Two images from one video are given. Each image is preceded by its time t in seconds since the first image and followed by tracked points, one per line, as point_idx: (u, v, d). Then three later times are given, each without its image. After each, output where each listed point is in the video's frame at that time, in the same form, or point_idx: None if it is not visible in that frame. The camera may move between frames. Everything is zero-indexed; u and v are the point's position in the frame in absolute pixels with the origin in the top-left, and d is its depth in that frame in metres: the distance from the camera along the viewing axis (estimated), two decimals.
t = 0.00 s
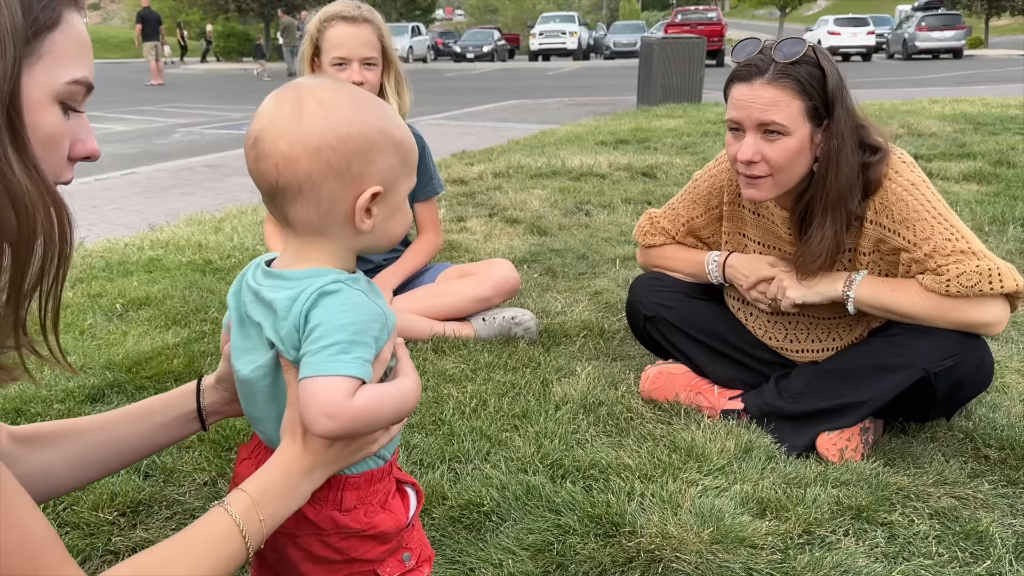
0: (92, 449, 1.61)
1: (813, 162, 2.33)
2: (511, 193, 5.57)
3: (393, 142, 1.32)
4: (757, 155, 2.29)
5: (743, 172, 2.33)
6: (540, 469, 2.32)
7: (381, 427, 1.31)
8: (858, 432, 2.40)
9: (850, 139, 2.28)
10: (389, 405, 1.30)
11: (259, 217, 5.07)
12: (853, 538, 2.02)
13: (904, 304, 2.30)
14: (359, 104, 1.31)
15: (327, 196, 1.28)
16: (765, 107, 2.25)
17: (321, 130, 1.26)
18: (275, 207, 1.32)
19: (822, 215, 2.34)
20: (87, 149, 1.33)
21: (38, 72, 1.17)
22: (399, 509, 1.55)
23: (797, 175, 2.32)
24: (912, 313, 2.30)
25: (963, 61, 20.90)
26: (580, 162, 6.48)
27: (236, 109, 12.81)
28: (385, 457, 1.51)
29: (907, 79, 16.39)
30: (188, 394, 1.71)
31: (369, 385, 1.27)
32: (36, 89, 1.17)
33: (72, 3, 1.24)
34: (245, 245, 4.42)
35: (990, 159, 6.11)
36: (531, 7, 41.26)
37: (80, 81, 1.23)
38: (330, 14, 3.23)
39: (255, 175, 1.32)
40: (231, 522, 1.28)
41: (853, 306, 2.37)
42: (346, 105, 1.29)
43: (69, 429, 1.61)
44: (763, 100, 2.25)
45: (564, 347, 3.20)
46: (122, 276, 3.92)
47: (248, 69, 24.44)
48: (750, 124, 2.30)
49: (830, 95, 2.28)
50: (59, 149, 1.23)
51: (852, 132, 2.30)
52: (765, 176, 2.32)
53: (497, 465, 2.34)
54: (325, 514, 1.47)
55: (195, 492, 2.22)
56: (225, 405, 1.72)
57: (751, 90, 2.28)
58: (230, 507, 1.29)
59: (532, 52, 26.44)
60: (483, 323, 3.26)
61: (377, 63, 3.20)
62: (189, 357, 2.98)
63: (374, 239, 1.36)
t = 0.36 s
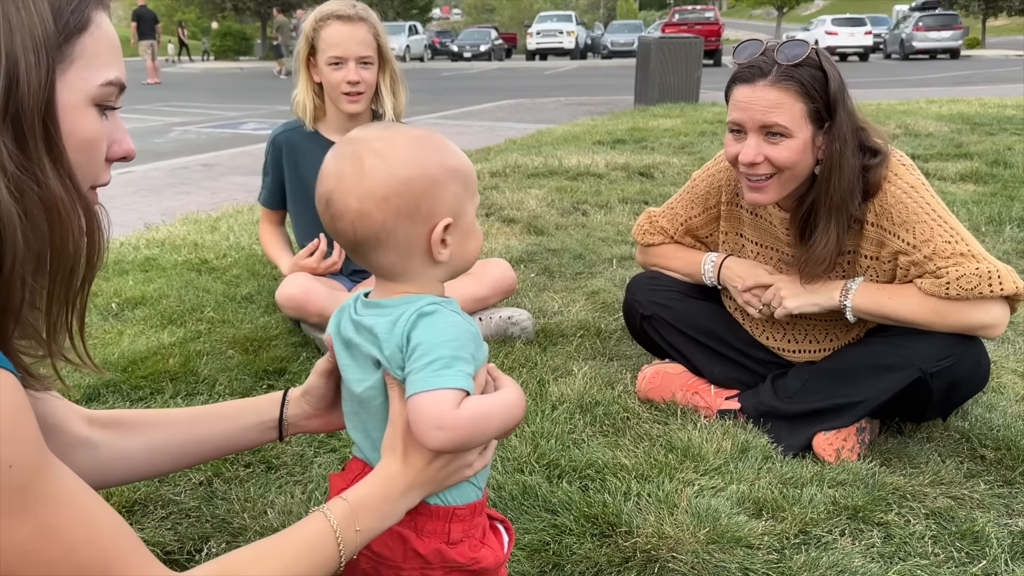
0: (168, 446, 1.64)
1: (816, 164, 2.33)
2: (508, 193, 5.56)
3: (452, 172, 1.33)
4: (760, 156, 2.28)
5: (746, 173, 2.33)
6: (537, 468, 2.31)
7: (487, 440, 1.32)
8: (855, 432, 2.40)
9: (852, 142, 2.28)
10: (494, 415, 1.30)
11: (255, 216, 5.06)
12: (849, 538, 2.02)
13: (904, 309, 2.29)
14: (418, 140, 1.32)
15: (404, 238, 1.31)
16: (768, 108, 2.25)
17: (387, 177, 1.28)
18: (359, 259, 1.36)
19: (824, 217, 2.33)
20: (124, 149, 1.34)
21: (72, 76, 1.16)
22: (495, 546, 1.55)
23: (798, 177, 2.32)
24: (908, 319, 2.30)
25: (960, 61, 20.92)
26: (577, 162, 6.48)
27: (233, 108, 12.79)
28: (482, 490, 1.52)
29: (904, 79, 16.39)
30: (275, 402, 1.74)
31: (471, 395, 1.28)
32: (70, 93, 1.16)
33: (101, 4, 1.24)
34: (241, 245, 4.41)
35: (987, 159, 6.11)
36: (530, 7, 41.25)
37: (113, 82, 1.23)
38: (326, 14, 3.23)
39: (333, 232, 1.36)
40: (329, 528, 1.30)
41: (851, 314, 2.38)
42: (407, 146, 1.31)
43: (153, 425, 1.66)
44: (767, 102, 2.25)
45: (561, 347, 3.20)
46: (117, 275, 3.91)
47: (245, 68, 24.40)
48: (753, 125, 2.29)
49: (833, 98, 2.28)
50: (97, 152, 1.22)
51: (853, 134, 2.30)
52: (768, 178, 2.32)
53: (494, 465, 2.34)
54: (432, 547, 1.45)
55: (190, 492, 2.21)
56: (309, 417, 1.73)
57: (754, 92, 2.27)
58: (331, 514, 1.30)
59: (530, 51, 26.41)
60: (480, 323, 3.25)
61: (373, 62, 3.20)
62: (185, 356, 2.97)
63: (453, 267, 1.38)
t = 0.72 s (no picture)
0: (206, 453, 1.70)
1: (819, 164, 2.33)
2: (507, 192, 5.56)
3: (558, 187, 1.46)
4: (765, 155, 2.29)
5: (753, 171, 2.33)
6: (535, 468, 2.32)
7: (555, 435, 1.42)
8: (853, 432, 2.40)
9: (856, 142, 2.28)
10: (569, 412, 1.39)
11: (255, 215, 5.05)
12: (847, 538, 2.02)
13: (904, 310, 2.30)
14: (537, 150, 1.46)
15: (499, 227, 1.40)
16: (775, 109, 2.25)
17: (507, 166, 1.40)
18: (443, 234, 1.43)
19: (827, 217, 2.33)
20: (204, 170, 1.37)
21: (172, 98, 1.19)
22: (509, 556, 1.59)
23: (801, 177, 2.32)
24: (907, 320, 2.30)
25: (959, 61, 20.91)
26: (577, 161, 6.47)
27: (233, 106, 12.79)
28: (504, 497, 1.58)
29: (904, 79, 16.38)
30: (306, 404, 1.81)
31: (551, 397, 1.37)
32: (170, 115, 1.19)
33: (199, 24, 1.25)
34: (240, 244, 4.41)
35: (987, 160, 6.11)
36: (530, 6, 41.24)
37: (204, 107, 1.26)
38: (326, 14, 3.22)
39: (428, 203, 1.43)
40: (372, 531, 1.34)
41: (850, 317, 2.38)
42: (529, 149, 1.44)
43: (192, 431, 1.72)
44: (774, 102, 2.25)
45: (560, 346, 3.20)
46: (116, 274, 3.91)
47: (245, 66, 24.39)
48: (759, 126, 2.30)
49: (837, 98, 2.28)
50: (185, 172, 1.25)
51: (856, 135, 2.30)
52: (775, 178, 2.33)
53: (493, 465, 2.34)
54: (444, 546, 1.52)
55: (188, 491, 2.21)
56: (338, 418, 1.77)
57: (761, 91, 2.27)
58: (374, 516, 1.35)
59: (529, 50, 26.38)
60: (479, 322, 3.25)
61: (375, 62, 3.21)
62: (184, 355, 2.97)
63: (524, 280, 1.46)
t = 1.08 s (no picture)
0: (92, 425, 1.62)
1: (822, 158, 2.33)
2: (510, 192, 5.56)
3: (423, 120, 1.39)
4: (767, 142, 2.28)
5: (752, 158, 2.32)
6: (536, 468, 2.32)
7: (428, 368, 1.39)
8: (856, 433, 2.40)
9: (859, 138, 2.30)
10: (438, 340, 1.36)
11: (257, 214, 5.06)
12: (849, 539, 2.02)
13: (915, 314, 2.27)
14: (401, 82, 1.38)
15: (357, 164, 1.34)
16: (778, 94, 2.26)
17: (361, 97, 1.33)
18: (301, 172, 1.38)
19: (830, 212, 2.32)
20: (120, 173, 1.31)
21: (97, 93, 1.17)
22: (379, 498, 1.57)
23: (803, 169, 2.31)
24: (914, 326, 2.29)
25: (962, 60, 20.88)
26: (579, 161, 6.46)
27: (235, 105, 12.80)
28: (375, 435, 1.56)
29: (907, 79, 16.34)
30: (182, 360, 1.74)
31: (411, 333, 1.33)
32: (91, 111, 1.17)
33: (138, 28, 1.25)
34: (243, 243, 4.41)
35: (990, 159, 6.10)
36: (532, 5, 41.21)
37: (127, 108, 1.23)
38: (328, 14, 3.22)
39: (283, 138, 1.38)
40: (251, 496, 1.30)
41: (856, 327, 2.36)
42: (387, 80, 1.36)
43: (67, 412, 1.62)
44: (776, 86, 2.27)
45: (562, 346, 3.20)
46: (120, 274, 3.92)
47: (247, 65, 24.41)
48: (761, 110, 2.30)
49: (843, 92, 2.30)
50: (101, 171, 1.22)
51: (861, 132, 2.32)
52: (772, 164, 2.31)
53: (494, 465, 2.34)
54: (305, 484, 1.50)
55: (191, 491, 2.22)
56: (216, 368, 1.72)
57: (767, 77, 2.29)
58: (247, 480, 1.30)
59: (531, 49, 26.36)
60: (481, 322, 3.26)
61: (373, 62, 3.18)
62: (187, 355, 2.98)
63: (390, 218, 1.41)
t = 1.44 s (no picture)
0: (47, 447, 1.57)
1: (835, 147, 2.33)
2: (515, 191, 5.56)
3: (263, 117, 1.41)
4: (779, 127, 2.28)
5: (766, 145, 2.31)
6: (543, 467, 2.31)
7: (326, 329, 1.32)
8: (863, 433, 2.39)
9: (870, 127, 2.30)
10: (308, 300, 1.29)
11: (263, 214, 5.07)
12: (857, 539, 2.01)
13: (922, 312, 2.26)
14: (233, 88, 1.41)
15: (207, 175, 1.37)
16: (789, 78, 2.26)
17: (191, 112, 1.36)
18: (164, 197, 1.41)
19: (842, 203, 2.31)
20: (44, 136, 1.27)
21: None
22: (384, 486, 1.54)
23: (817, 156, 2.30)
24: (920, 325, 2.27)
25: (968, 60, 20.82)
26: (585, 160, 6.46)
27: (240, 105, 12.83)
28: (363, 425, 1.53)
29: (912, 78, 16.30)
30: (146, 391, 1.71)
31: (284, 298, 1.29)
32: None
33: None
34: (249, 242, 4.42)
35: (997, 158, 6.08)
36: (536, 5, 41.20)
37: (40, 67, 1.19)
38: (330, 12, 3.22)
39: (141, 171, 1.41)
40: (214, 480, 1.27)
41: (862, 329, 2.35)
42: (218, 91, 1.38)
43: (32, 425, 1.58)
44: (787, 70, 2.26)
45: (568, 345, 3.19)
46: (127, 273, 3.93)
47: (252, 65, 24.45)
48: (774, 96, 2.29)
49: (852, 79, 2.30)
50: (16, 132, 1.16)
51: (872, 121, 2.32)
52: (789, 151, 2.30)
53: (500, 464, 2.33)
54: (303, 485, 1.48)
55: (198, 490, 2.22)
56: (182, 401, 1.70)
57: (776, 64, 2.29)
58: (210, 465, 1.28)
59: (536, 49, 26.35)
60: (487, 321, 3.26)
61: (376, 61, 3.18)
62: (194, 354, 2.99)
63: (262, 216, 1.44)
